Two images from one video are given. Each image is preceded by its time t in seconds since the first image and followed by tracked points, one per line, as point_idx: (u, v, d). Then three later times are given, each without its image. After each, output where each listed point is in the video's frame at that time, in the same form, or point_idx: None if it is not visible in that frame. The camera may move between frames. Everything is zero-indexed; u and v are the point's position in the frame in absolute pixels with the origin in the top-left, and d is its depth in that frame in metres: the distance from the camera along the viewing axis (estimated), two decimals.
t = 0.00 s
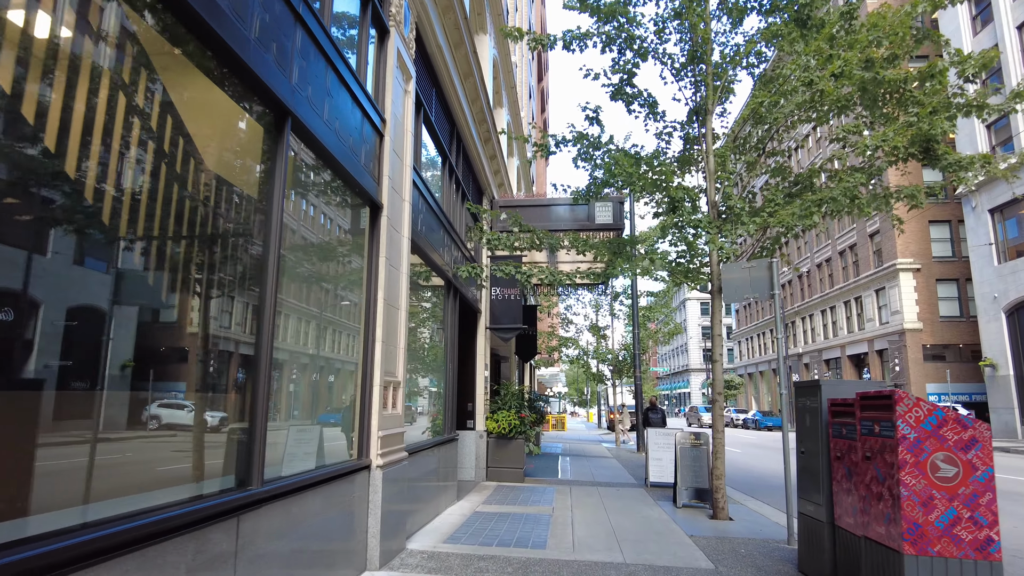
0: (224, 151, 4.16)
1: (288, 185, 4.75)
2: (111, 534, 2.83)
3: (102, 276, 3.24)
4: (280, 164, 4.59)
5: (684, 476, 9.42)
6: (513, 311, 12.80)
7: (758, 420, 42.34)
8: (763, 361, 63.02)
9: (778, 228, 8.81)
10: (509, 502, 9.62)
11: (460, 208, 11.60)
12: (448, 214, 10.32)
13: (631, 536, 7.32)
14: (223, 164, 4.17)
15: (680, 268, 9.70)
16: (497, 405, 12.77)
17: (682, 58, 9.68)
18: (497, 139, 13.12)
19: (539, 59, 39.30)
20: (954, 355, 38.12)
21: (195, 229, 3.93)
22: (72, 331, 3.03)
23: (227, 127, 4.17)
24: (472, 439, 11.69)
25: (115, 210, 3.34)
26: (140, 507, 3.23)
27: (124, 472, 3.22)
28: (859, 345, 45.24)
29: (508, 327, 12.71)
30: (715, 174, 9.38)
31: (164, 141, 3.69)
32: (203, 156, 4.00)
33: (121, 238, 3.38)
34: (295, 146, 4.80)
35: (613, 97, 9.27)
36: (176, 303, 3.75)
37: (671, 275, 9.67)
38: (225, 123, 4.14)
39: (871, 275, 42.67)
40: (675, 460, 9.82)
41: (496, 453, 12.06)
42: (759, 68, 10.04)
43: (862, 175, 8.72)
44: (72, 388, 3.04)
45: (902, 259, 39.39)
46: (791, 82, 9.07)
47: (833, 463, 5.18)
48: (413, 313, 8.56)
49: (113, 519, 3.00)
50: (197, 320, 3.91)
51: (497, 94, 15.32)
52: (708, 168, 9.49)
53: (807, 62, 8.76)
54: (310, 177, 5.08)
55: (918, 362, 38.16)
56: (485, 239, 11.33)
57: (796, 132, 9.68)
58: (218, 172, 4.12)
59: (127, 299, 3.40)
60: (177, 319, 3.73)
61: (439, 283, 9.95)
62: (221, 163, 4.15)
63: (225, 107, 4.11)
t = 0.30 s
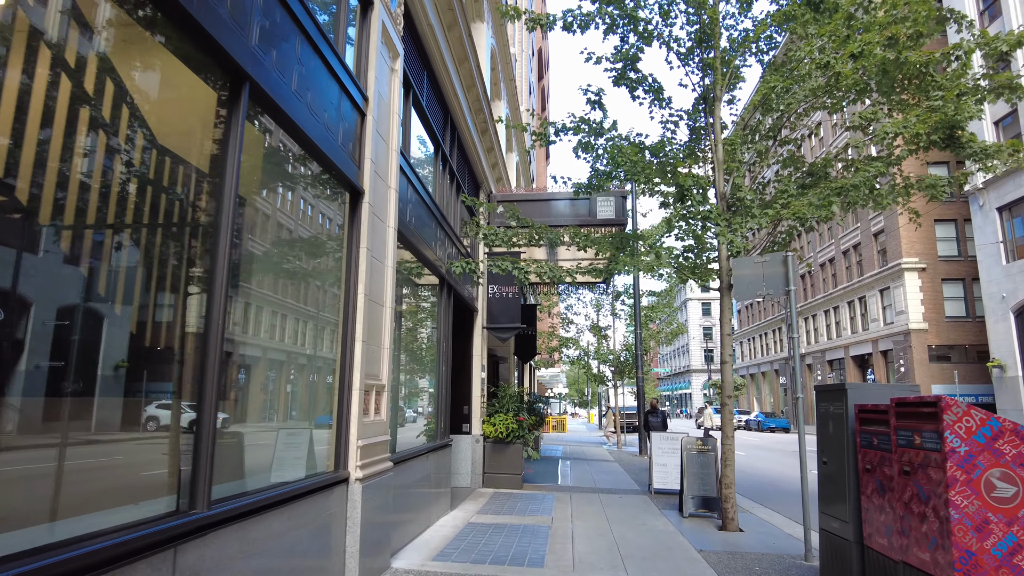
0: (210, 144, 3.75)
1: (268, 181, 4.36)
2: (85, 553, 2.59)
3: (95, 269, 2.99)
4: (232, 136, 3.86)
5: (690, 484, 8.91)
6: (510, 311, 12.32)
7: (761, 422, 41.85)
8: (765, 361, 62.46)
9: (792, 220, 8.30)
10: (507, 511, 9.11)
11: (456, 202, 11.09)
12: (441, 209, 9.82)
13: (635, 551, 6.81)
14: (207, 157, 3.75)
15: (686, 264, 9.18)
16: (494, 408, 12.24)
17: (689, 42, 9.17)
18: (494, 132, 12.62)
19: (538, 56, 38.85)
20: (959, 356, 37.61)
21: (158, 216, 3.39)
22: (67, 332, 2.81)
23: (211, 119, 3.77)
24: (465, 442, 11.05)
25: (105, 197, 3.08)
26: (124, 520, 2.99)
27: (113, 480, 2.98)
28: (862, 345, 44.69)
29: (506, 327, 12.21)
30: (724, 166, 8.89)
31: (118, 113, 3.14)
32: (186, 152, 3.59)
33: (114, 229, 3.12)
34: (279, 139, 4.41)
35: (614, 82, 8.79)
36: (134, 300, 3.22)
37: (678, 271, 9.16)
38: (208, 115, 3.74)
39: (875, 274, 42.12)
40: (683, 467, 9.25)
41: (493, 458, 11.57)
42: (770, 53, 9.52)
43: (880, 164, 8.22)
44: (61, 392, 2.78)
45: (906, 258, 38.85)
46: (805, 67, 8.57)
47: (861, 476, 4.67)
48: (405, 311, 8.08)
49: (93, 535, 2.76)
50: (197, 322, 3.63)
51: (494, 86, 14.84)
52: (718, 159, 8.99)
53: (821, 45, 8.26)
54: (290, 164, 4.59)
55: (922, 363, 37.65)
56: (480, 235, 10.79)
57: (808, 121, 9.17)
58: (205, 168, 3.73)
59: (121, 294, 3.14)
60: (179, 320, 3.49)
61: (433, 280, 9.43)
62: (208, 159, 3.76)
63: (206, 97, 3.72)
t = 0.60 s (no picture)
0: (151, 95, 3.24)
1: (228, 150, 3.93)
2: (55, 543, 2.47)
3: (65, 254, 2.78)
4: (163, 81, 3.27)
5: (694, 484, 8.39)
6: (505, 305, 11.77)
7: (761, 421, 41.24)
8: (765, 360, 61.93)
9: (802, 204, 7.77)
10: (499, 514, 8.58)
11: (447, 190, 10.55)
12: (431, 194, 9.30)
13: (636, 559, 6.28)
14: (188, 143, 3.51)
15: (690, 252, 8.62)
16: (488, 406, 11.69)
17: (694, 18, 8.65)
18: (489, 118, 12.08)
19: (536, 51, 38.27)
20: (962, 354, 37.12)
21: (103, 186, 2.98)
22: (58, 326, 2.71)
23: (193, 103, 3.55)
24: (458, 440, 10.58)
25: (67, 168, 2.80)
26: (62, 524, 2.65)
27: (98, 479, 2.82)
28: (864, 344, 44.18)
29: (500, 322, 11.65)
30: (731, 148, 8.36)
31: (39, 53, 2.66)
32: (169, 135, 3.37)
33: (101, 221, 2.98)
34: (256, 118, 4.16)
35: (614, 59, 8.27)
36: (90, 285, 2.89)
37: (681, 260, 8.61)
38: (189, 99, 3.52)
39: (877, 272, 41.62)
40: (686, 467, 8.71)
41: (486, 458, 11.02)
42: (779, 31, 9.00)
43: (896, 144, 7.69)
44: (53, 388, 2.67)
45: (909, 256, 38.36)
46: (817, 43, 8.06)
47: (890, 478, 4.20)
48: (389, 302, 7.55)
49: (46, 530, 2.55)
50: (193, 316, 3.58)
51: (490, 73, 14.32)
52: (724, 141, 8.47)
53: (835, 18, 7.75)
54: (252, 129, 4.12)
55: (925, 362, 37.14)
56: (472, 223, 10.25)
57: (819, 102, 8.65)
58: (186, 152, 3.50)
59: (63, 270, 2.75)
60: (176, 315, 3.42)
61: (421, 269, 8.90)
62: (189, 141, 3.53)
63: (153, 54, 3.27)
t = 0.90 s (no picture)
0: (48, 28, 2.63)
1: (171, 118, 3.48)
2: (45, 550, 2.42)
3: None
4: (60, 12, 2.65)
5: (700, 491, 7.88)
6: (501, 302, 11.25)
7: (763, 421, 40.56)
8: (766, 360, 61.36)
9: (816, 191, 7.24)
10: (493, 524, 8.05)
11: (439, 181, 10.04)
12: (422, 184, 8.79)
13: None
14: (144, 126, 3.28)
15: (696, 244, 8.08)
16: (483, 408, 11.17)
17: None
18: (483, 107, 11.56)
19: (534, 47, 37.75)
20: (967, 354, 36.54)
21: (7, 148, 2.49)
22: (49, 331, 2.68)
23: (162, 93, 3.39)
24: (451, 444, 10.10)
25: None
26: None
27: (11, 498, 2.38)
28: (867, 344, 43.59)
29: (496, 319, 11.13)
30: (739, 133, 7.83)
31: None
32: (131, 124, 3.20)
33: (88, 220, 2.88)
34: (241, 107, 4.02)
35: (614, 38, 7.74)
36: None
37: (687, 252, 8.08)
38: (157, 88, 3.35)
39: (881, 271, 41.09)
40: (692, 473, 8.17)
41: (480, 463, 10.47)
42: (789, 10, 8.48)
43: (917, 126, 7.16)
44: None
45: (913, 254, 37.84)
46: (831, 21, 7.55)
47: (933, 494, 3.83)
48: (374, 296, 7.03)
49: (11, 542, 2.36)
50: (185, 317, 3.56)
51: (486, 63, 13.79)
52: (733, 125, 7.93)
53: None
54: (198, 96, 3.66)
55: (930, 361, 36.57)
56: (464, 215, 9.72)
57: (832, 85, 8.14)
58: (148, 139, 3.29)
59: None
60: (168, 315, 3.41)
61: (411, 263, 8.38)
62: (156, 131, 3.36)
63: None
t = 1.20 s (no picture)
0: None
1: (110, 68, 3.03)
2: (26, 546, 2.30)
3: None
4: None
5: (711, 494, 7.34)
6: (500, 294, 10.73)
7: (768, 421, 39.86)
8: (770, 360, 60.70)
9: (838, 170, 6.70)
10: (489, 529, 7.54)
11: (434, 167, 9.54)
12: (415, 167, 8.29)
13: None
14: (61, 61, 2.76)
15: (708, 230, 7.53)
16: (481, 406, 10.64)
17: None
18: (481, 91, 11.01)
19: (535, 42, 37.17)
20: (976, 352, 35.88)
21: None
22: (37, 327, 2.61)
23: (85, 28, 2.88)
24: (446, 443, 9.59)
25: None
26: None
27: None
28: (874, 343, 42.93)
29: (494, 313, 10.60)
30: (753, 111, 7.29)
31: None
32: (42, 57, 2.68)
33: (21, 189, 2.58)
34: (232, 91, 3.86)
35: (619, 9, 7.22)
36: None
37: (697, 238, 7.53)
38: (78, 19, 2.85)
39: (887, 269, 40.47)
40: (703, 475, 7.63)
41: (478, 464, 9.95)
42: None
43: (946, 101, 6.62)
44: None
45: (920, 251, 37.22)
46: None
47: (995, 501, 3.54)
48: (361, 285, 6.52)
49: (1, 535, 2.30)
50: (182, 315, 3.46)
51: (484, 48, 13.24)
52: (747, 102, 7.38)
53: None
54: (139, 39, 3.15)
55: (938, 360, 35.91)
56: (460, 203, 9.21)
57: (850, 59, 7.60)
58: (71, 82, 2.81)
59: None
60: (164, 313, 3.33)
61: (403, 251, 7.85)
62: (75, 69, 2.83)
63: None
